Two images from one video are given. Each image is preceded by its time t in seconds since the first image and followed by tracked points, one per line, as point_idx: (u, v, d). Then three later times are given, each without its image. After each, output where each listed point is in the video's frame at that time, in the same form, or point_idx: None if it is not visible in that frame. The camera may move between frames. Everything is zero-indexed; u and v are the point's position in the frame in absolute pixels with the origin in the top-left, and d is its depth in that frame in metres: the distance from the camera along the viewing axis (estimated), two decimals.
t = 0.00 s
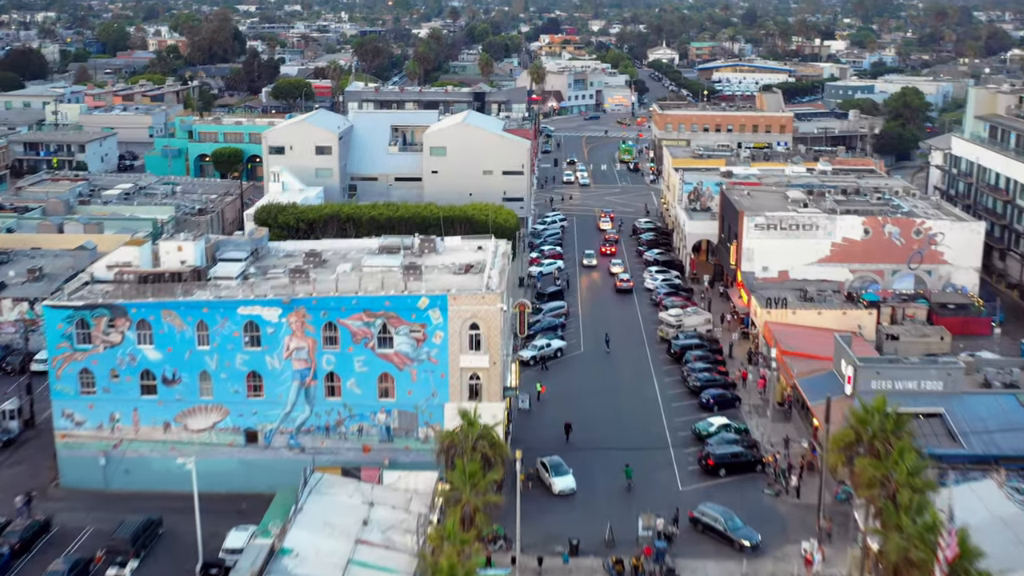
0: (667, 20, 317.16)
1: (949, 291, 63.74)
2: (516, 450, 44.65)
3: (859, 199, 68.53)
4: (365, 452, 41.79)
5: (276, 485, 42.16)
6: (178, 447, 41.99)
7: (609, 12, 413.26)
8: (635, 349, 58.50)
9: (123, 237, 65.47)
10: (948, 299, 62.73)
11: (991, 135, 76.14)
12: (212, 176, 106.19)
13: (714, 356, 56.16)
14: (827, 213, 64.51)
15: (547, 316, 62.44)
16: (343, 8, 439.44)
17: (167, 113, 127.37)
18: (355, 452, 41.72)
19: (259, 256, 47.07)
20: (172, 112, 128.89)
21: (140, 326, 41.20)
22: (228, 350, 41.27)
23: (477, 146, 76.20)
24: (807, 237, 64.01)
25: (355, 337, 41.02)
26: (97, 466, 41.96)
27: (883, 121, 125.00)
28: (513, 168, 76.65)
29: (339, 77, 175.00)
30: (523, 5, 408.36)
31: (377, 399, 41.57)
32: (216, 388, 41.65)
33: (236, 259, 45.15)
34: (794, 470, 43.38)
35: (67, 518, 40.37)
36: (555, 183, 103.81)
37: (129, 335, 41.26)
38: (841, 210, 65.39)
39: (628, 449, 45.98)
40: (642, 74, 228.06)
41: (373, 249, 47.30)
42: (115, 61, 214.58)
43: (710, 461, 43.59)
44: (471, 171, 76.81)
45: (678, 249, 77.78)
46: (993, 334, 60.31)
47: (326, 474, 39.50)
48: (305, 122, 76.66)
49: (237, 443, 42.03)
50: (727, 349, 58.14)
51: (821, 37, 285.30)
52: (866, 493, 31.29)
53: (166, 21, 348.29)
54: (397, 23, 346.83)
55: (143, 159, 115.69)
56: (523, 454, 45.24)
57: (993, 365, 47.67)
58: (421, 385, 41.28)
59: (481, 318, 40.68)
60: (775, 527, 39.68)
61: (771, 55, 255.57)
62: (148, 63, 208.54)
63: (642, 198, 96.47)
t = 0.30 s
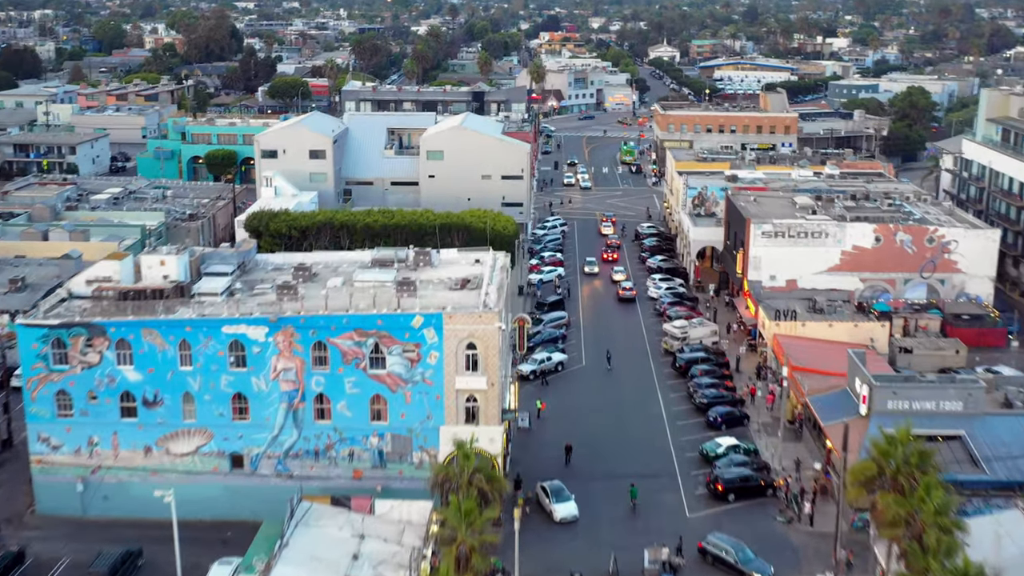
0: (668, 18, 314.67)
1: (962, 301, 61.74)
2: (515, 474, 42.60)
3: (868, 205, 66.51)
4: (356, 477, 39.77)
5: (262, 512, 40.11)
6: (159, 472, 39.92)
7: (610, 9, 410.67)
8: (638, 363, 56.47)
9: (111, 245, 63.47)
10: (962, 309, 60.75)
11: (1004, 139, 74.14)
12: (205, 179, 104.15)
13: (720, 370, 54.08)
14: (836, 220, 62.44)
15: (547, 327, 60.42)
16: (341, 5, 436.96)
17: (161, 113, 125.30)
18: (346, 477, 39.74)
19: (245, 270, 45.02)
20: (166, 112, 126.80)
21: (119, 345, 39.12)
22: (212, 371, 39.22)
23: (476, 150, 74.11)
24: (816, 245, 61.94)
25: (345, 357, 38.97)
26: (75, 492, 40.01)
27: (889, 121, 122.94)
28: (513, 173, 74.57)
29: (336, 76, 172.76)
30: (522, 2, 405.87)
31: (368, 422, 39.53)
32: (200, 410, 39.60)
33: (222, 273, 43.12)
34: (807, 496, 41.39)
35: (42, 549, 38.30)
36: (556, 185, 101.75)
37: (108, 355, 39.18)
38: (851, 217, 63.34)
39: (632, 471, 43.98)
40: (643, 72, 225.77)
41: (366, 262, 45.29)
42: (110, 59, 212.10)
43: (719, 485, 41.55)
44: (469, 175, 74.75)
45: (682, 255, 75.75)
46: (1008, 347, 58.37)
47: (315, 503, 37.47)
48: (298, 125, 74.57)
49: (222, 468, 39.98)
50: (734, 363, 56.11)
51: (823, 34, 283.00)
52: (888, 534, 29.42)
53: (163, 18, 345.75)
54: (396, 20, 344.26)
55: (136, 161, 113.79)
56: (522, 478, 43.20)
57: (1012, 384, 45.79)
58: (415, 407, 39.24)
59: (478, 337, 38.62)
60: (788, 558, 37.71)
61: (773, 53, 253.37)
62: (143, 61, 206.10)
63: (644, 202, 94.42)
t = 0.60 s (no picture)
0: (669, 15, 312.66)
1: (976, 311, 59.71)
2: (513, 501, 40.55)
3: (879, 212, 64.41)
4: (346, 505, 37.74)
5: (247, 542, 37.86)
6: (139, 500, 37.86)
7: (609, 6, 408.60)
8: (642, 377, 54.40)
9: (97, 254, 61.42)
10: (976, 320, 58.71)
11: (1017, 143, 72.11)
12: (199, 182, 102.08)
13: (727, 385, 52.01)
14: (847, 228, 60.37)
15: (547, 340, 58.35)
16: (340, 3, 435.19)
17: (154, 114, 123.24)
18: (336, 506, 37.67)
19: (232, 285, 43.05)
20: (160, 112, 124.77)
21: (96, 368, 37.02)
22: (194, 395, 37.16)
23: (474, 154, 72.01)
24: (826, 254, 59.85)
25: (335, 380, 36.91)
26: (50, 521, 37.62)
27: (895, 122, 120.88)
28: (513, 178, 72.50)
29: (333, 76, 170.81)
30: None
31: (360, 448, 37.50)
32: (182, 436, 37.55)
33: (206, 290, 41.08)
34: (821, 524, 39.31)
35: None
36: (556, 188, 99.74)
37: (84, 377, 37.08)
38: (862, 224, 61.27)
39: (636, 497, 41.91)
40: (644, 70, 223.65)
41: (358, 278, 43.24)
42: (107, 58, 210.18)
43: (728, 512, 39.48)
44: (467, 180, 72.67)
45: (686, 262, 73.69)
46: None
47: (301, 535, 35.40)
48: (291, 129, 72.45)
49: (205, 496, 37.91)
50: (741, 378, 54.08)
51: (825, 32, 280.90)
52: None
53: (161, 16, 343.73)
54: (396, 18, 342.25)
55: (128, 162, 111.72)
56: (520, 505, 41.17)
57: None
58: (408, 432, 37.21)
59: (475, 359, 36.54)
60: None
61: (775, 51, 251.28)
62: (138, 60, 204.11)
63: (646, 206, 92.36)
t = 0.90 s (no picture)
0: (669, 12, 310.09)
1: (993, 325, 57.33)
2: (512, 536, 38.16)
3: (892, 220, 62.01)
4: (334, 543, 35.37)
5: None
6: (114, 537, 35.50)
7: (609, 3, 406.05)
8: (647, 396, 52.07)
9: (79, 265, 58.91)
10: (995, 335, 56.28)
11: None
12: (190, 185, 99.66)
13: (737, 406, 49.66)
14: (859, 239, 57.97)
15: (547, 355, 56.01)
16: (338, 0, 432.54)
17: (146, 114, 120.80)
18: (323, 544, 35.24)
19: (214, 305, 40.70)
20: (152, 113, 122.37)
21: (67, 398, 34.66)
22: (172, 426, 34.82)
23: (472, 159, 69.62)
24: (838, 266, 57.44)
25: (321, 411, 34.57)
26: (18, 559, 34.99)
27: (902, 123, 118.44)
28: (512, 185, 70.12)
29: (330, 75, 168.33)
30: None
31: (348, 482, 35.16)
32: (159, 469, 35.20)
33: (187, 311, 38.75)
34: (840, 561, 36.95)
35: None
36: (557, 192, 97.33)
37: (53, 407, 34.70)
38: (875, 234, 58.88)
39: (642, 530, 39.57)
40: (645, 68, 221.12)
41: (349, 298, 40.93)
42: (102, 56, 207.69)
43: (740, 548, 37.14)
44: (464, 186, 70.25)
45: (690, 271, 71.35)
46: None
47: None
48: (283, 134, 70.06)
49: (184, 533, 35.53)
50: (750, 397, 51.73)
51: (827, 29, 278.27)
52: None
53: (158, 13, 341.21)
54: (394, 15, 339.64)
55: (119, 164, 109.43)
56: (519, 540, 38.80)
57: None
58: (400, 466, 34.87)
59: (471, 389, 34.22)
60: None
61: (776, 49, 248.74)
62: (133, 58, 201.55)
63: (649, 211, 89.99)
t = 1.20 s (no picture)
0: (669, 10, 307.81)
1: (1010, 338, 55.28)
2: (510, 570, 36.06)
3: (905, 229, 59.98)
4: None
5: None
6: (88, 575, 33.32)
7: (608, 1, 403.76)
8: (652, 414, 50.05)
9: (63, 276, 56.94)
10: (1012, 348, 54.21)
11: None
12: (182, 189, 97.59)
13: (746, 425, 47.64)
14: (871, 248, 55.95)
15: (548, 370, 53.94)
16: None
17: (140, 115, 118.67)
18: None
19: (197, 325, 38.65)
20: (146, 113, 120.28)
21: (37, 427, 32.58)
22: (149, 458, 32.76)
23: (470, 165, 67.58)
24: (849, 277, 55.41)
25: (308, 441, 32.53)
26: None
27: (909, 124, 116.32)
28: (511, 191, 68.06)
29: (327, 75, 166.13)
30: None
31: (336, 516, 33.08)
32: (135, 502, 33.10)
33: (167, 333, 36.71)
34: None
35: None
36: (558, 196, 95.24)
37: (23, 437, 32.62)
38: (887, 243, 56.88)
39: (649, 561, 37.51)
40: (646, 66, 218.91)
41: (340, 317, 38.91)
42: (97, 55, 205.40)
43: None
44: (462, 192, 68.20)
45: (695, 279, 69.36)
46: None
47: None
48: (275, 138, 67.97)
49: (162, 570, 33.42)
50: (759, 416, 49.69)
51: (829, 28, 275.99)
52: None
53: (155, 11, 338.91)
54: (393, 12, 337.33)
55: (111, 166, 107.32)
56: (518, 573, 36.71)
57: None
58: (392, 499, 32.81)
59: (467, 419, 32.20)
60: None
61: (778, 47, 246.48)
62: (128, 57, 199.27)
63: (651, 215, 87.97)
